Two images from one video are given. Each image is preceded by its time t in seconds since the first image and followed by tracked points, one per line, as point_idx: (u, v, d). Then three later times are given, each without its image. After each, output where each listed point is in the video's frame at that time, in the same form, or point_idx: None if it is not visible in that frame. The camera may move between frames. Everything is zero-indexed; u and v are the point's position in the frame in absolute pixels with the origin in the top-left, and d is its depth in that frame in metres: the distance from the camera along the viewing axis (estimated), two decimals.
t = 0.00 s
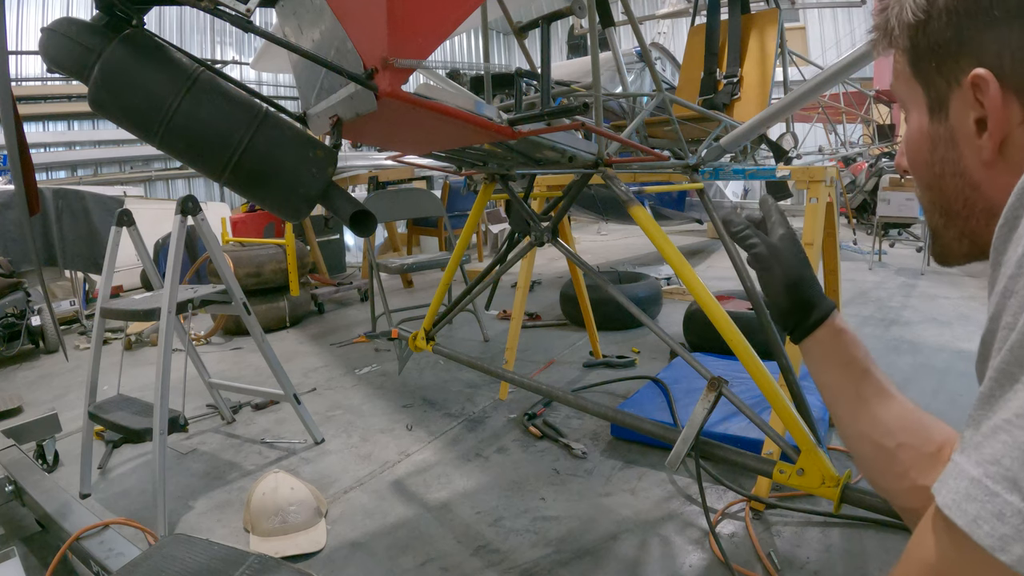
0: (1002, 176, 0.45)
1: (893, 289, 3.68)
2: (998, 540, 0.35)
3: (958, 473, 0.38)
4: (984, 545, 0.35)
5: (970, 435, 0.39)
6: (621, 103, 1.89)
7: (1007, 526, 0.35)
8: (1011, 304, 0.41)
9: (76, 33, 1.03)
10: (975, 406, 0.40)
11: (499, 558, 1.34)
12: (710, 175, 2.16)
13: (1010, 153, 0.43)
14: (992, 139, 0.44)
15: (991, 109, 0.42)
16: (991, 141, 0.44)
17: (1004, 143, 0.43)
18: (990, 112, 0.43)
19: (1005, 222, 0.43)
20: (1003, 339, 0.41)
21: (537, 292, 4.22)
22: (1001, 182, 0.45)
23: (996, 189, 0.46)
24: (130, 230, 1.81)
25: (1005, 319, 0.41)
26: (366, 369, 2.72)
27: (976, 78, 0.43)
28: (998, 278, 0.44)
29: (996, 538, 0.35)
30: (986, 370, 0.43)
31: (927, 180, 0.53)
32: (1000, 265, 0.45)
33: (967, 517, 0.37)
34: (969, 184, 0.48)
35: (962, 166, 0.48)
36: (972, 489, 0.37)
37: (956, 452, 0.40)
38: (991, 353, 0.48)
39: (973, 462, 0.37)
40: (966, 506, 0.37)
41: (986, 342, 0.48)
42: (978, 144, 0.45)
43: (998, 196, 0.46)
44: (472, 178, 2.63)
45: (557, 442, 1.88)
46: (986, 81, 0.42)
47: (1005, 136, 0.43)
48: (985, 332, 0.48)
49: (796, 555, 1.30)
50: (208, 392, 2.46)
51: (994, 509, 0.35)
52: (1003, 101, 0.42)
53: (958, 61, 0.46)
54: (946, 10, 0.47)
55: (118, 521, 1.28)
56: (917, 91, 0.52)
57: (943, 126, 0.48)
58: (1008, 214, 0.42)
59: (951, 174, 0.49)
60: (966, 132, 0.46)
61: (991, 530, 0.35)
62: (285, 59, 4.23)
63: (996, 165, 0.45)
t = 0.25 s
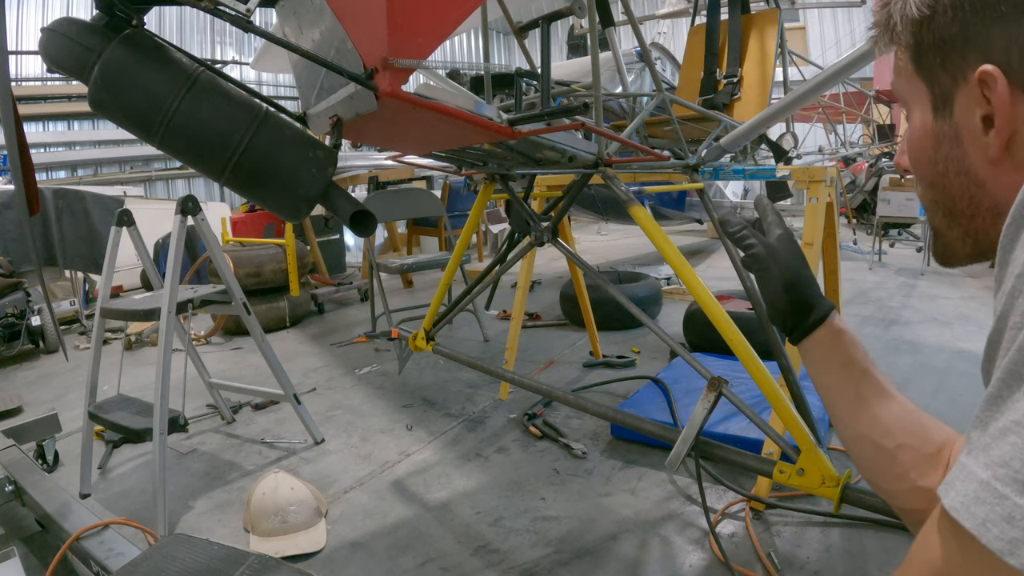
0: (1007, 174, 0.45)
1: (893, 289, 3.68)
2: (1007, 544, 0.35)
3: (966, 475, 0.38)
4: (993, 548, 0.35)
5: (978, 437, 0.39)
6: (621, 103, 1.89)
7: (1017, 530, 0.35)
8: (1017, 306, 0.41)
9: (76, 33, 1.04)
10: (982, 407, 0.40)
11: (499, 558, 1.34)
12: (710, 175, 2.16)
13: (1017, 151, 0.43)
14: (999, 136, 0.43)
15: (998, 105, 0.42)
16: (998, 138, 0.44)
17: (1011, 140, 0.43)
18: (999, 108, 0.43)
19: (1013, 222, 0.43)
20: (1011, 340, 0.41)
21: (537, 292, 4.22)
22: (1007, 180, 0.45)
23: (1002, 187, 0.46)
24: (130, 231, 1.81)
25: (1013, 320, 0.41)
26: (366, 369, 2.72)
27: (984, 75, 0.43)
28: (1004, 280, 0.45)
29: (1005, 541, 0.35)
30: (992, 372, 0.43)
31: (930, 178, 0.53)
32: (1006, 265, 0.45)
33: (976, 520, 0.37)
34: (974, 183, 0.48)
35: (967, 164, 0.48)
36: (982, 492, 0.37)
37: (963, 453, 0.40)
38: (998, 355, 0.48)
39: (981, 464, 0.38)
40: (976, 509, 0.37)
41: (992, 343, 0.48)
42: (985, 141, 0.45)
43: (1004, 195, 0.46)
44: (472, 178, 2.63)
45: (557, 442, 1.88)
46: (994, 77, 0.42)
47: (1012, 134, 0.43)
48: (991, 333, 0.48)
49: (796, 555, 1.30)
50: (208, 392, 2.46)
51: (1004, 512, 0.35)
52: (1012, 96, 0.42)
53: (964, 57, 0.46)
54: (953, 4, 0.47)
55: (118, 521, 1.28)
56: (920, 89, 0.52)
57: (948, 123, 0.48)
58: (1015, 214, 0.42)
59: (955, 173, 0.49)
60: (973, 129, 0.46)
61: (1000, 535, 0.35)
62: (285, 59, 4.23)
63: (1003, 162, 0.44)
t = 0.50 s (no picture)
0: (1009, 176, 0.45)
1: (893, 289, 3.68)
2: (1010, 549, 0.35)
3: (969, 478, 0.38)
4: (996, 552, 0.35)
5: (980, 439, 0.39)
6: (621, 103, 1.89)
7: (1019, 534, 0.34)
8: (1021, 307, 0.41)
9: (76, 33, 1.04)
10: (985, 409, 0.40)
11: (499, 558, 1.34)
12: (710, 175, 2.16)
13: (1020, 151, 0.43)
14: (1002, 136, 0.43)
15: (1002, 104, 0.42)
16: (1001, 138, 0.44)
17: (1015, 141, 0.43)
18: (1003, 107, 0.42)
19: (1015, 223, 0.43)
20: (1014, 342, 0.41)
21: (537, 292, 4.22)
22: (1008, 181, 0.45)
23: (1003, 188, 0.46)
24: (130, 230, 1.81)
25: (1015, 322, 0.41)
26: (366, 369, 2.72)
27: (989, 73, 0.42)
28: (1008, 281, 0.45)
29: (1007, 546, 0.35)
30: (995, 374, 0.43)
31: (930, 178, 0.53)
32: (1009, 266, 0.45)
33: (978, 524, 0.37)
34: (976, 183, 0.48)
35: (969, 164, 0.48)
36: (984, 496, 0.37)
37: (965, 456, 0.40)
38: (1000, 356, 0.48)
39: (984, 467, 0.38)
40: (978, 513, 0.37)
41: (994, 344, 0.48)
42: (987, 141, 0.45)
43: (1005, 196, 0.46)
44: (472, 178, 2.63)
45: (557, 442, 1.88)
46: (999, 75, 0.42)
47: (1016, 134, 0.43)
48: (994, 334, 0.48)
49: (796, 555, 1.30)
50: (208, 392, 2.46)
51: (1007, 516, 0.35)
52: (1016, 96, 0.42)
53: (966, 55, 0.46)
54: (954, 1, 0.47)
55: (118, 521, 1.28)
56: (920, 87, 0.52)
57: (950, 123, 0.48)
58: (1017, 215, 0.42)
59: (957, 173, 0.49)
60: (975, 129, 0.46)
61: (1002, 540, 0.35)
62: (285, 59, 4.23)
63: (1006, 162, 0.44)
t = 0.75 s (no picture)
0: (1009, 176, 0.45)
1: (893, 289, 3.68)
2: (1009, 553, 0.35)
3: (969, 482, 0.38)
4: (995, 557, 0.35)
5: (980, 441, 0.39)
6: (621, 103, 1.89)
7: (1019, 539, 0.34)
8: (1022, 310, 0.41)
9: (75, 33, 1.04)
10: (985, 411, 0.40)
11: (499, 558, 1.34)
12: (710, 175, 2.16)
13: (1021, 150, 0.43)
14: (1003, 135, 0.43)
15: (1002, 104, 0.42)
16: (1001, 137, 0.43)
17: (1015, 141, 0.43)
18: (1003, 106, 0.42)
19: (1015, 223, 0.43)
20: (1015, 344, 0.41)
21: (537, 292, 4.22)
22: (1008, 181, 0.45)
23: (1004, 188, 0.46)
24: (130, 231, 1.81)
25: (1015, 324, 0.41)
26: (366, 369, 2.72)
27: (989, 72, 0.42)
28: (1008, 281, 0.45)
29: (1007, 551, 0.35)
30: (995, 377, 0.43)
31: (930, 178, 0.53)
32: (1009, 267, 0.45)
33: (977, 529, 0.37)
34: (976, 183, 0.48)
35: (969, 164, 0.48)
36: (983, 500, 0.37)
37: (965, 459, 0.40)
38: (1000, 358, 0.48)
39: (983, 471, 0.38)
40: (977, 517, 0.37)
41: (995, 346, 0.48)
42: (987, 141, 0.45)
43: (1006, 195, 0.46)
44: (472, 178, 2.63)
45: (557, 442, 1.88)
46: (1000, 75, 0.42)
47: (1017, 133, 0.43)
48: (994, 335, 0.48)
49: (796, 555, 1.30)
50: (208, 392, 2.46)
51: (1006, 521, 0.35)
52: (1016, 95, 0.42)
53: (964, 55, 0.46)
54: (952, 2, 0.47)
55: (118, 521, 1.28)
56: (918, 88, 0.52)
57: (949, 123, 0.48)
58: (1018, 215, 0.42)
59: (956, 173, 0.49)
60: (975, 128, 0.46)
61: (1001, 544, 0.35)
62: (285, 59, 4.23)
63: (1005, 162, 0.44)
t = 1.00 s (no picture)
0: (1008, 177, 0.45)
1: (893, 289, 3.68)
2: (1006, 557, 0.35)
3: (966, 485, 0.38)
4: (992, 560, 0.35)
5: (978, 444, 0.39)
6: (621, 103, 1.88)
7: (1016, 542, 0.34)
8: (1021, 311, 0.41)
9: (75, 33, 1.04)
10: (983, 415, 0.40)
11: (499, 558, 1.34)
12: (710, 174, 2.16)
13: (1020, 151, 0.43)
14: (1002, 136, 0.43)
15: (1002, 104, 0.42)
16: (1001, 138, 0.43)
17: (1015, 141, 0.43)
18: (1003, 107, 0.42)
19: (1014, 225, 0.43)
20: (1013, 346, 0.41)
21: (537, 292, 4.22)
22: (1007, 183, 0.45)
23: (1003, 189, 0.46)
24: (130, 231, 1.81)
25: (1015, 325, 0.41)
26: (366, 369, 2.72)
27: (989, 72, 0.42)
28: (1007, 282, 0.45)
29: (1004, 555, 0.35)
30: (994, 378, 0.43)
31: (928, 179, 0.52)
32: (1009, 268, 0.45)
33: (975, 532, 0.37)
34: (974, 185, 0.48)
35: (968, 166, 0.48)
36: (981, 503, 0.37)
37: (963, 461, 0.40)
38: (1000, 359, 0.48)
39: (981, 474, 0.38)
40: (975, 521, 0.37)
41: (994, 347, 0.48)
42: (986, 142, 0.45)
43: (1004, 197, 0.46)
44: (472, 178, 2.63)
45: (557, 442, 1.88)
46: (1000, 75, 0.42)
47: (1017, 134, 0.43)
48: (994, 337, 0.48)
49: (796, 555, 1.30)
50: (208, 392, 2.46)
51: (1004, 524, 0.35)
52: (1016, 96, 0.42)
53: (964, 55, 0.46)
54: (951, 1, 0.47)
55: (118, 521, 1.29)
56: (917, 88, 0.52)
57: (948, 124, 0.48)
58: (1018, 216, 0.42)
59: (954, 175, 0.49)
60: (974, 129, 0.46)
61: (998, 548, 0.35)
62: (285, 59, 4.22)
63: (1005, 164, 0.44)
